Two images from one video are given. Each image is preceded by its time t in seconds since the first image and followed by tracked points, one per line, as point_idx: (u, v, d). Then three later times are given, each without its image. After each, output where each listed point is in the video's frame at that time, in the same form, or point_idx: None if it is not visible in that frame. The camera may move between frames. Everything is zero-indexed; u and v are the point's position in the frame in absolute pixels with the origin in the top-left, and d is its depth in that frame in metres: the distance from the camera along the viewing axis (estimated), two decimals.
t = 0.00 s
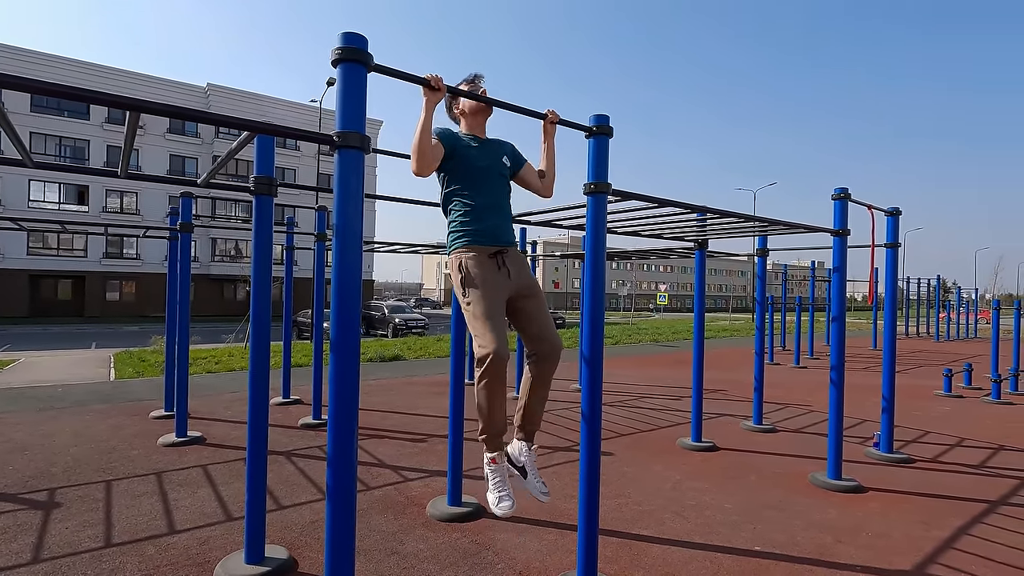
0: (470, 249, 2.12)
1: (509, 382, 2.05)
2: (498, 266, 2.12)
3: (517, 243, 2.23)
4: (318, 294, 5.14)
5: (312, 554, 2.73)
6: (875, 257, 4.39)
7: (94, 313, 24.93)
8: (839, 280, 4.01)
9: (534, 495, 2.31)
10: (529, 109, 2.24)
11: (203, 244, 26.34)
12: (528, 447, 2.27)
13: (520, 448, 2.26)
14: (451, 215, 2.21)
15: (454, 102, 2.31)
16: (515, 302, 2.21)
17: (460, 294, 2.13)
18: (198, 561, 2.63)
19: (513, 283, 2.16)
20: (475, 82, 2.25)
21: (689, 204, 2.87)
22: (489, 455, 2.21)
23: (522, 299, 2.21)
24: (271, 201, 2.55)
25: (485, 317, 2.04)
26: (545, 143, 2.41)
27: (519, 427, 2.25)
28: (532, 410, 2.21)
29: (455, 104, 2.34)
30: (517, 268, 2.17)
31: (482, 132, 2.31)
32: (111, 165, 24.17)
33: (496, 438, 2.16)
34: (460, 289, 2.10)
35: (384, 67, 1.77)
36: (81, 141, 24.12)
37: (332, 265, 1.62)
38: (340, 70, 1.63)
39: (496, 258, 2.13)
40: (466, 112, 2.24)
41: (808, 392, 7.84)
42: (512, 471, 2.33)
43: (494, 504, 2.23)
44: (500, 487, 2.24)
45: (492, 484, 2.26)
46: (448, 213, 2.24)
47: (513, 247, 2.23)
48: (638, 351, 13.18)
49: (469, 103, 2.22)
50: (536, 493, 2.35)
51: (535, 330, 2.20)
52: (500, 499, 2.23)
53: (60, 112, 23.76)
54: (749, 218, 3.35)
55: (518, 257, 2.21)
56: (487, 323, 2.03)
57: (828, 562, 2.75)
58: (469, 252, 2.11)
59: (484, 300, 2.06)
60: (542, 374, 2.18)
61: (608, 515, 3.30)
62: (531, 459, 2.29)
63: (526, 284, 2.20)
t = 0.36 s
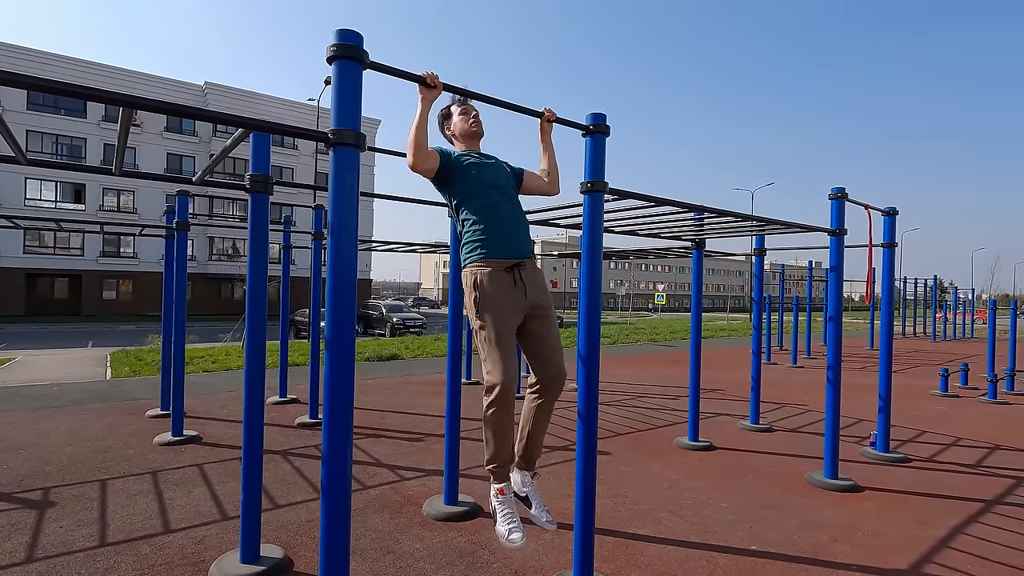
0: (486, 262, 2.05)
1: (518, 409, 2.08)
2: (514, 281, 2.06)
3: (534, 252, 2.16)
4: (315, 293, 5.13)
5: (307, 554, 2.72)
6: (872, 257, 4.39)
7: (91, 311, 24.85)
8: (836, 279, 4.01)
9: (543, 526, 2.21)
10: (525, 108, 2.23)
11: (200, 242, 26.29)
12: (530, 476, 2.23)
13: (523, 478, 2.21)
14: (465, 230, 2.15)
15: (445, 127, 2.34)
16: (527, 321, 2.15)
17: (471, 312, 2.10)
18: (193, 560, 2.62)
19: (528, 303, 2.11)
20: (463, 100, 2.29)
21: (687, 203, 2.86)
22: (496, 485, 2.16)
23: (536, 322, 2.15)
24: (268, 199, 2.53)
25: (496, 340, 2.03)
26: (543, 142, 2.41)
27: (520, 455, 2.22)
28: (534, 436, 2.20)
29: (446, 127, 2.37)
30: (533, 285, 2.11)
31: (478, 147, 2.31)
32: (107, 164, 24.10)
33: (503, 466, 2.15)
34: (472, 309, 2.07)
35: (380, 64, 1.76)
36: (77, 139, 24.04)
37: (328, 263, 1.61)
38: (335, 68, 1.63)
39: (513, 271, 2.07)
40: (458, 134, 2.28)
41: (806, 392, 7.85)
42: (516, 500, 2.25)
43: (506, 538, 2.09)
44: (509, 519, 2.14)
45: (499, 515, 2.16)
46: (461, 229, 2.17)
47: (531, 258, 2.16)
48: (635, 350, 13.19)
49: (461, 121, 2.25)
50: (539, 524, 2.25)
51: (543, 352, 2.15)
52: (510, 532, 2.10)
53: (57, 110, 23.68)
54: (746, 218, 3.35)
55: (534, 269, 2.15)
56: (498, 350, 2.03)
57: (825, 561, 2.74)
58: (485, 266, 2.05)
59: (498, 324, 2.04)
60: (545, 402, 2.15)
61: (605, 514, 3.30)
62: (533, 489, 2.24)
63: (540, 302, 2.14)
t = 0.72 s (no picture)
0: (492, 339, 2.00)
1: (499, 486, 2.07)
2: (520, 358, 2.02)
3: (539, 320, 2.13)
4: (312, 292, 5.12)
5: (303, 554, 2.71)
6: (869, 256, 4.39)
7: (88, 311, 24.77)
8: (833, 279, 4.01)
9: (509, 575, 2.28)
10: (522, 107, 2.23)
11: (197, 242, 26.23)
12: (507, 528, 2.29)
13: (501, 530, 2.27)
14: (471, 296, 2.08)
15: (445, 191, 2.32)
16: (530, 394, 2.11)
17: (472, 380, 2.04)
18: (189, 561, 2.61)
19: (532, 381, 2.08)
20: (465, 165, 2.27)
21: (685, 202, 2.85)
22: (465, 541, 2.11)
23: (538, 398, 2.11)
24: (264, 198, 2.53)
25: (494, 423, 1.99)
26: (539, 142, 2.40)
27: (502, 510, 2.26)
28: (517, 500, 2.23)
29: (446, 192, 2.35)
30: (538, 360, 2.08)
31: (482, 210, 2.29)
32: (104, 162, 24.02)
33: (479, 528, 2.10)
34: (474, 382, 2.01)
35: (376, 62, 1.76)
36: (74, 138, 23.96)
37: (323, 263, 1.60)
38: (330, 65, 1.62)
39: (520, 348, 2.02)
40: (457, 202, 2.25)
41: (803, 392, 7.86)
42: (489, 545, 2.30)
43: None
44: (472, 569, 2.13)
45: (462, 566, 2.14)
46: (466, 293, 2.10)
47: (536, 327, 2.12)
48: (633, 350, 13.20)
49: (461, 188, 2.23)
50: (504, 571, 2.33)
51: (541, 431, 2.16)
52: None
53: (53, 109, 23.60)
54: (743, 218, 3.35)
55: (541, 342, 2.12)
56: (493, 429, 2.00)
57: (821, 561, 2.74)
58: (490, 343, 2.00)
59: (497, 406, 1.99)
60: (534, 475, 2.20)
61: (602, 514, 3.29)
62: (508, 541, 2.29)
63: (545, 378, 2.11)
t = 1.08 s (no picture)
0: (472, 344, 1.99)
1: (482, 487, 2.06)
2: (500, 368, 2.00)
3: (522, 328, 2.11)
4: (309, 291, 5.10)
5: (300, 554, 2.71)
6: (866, 255, 4.39)
7: (85, 310, 24.73)
8: (831, 278, 4.01)
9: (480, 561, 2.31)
10: (519, 104, 2.22)
11: (194, 240, 26.19)
12: (483, 518, 2.32)
13: (475, 521, 2.30)
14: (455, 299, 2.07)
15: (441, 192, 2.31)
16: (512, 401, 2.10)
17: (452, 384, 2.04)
18: (185, 561, 2.60)
19: (513, 388, 2.07)
20: (462, 168, 2.24)
21: (683, 200, 2.85)
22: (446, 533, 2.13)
23: (519, 405, 2.10)
24: (260, 197, 2.51)
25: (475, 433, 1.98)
26: (537, 139, 2.39)
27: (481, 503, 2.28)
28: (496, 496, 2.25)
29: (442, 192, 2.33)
30: (519, 369, 2.07)
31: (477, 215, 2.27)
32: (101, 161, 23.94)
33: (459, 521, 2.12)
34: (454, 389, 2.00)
35: (373, 60, 1.75)
36: (70, 136, 23.87)
37: (319, 261, 1.59)
38: (326, 62, 1.61)
39: (500, 358, 2.00)
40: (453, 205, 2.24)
41: (800, 390, 7.86)
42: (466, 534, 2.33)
43: None
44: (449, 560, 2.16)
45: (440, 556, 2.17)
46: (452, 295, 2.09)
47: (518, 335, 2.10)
48: (631, 349, 13.20)
49: (457, 192, 2.23)
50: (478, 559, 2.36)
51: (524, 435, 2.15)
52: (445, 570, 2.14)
53: (49, 107, 23.51)
54: (742, 216, 3.34)
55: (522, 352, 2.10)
56: (475, 436, 1.99)
57: (820, 560, 2.74)
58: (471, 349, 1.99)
59: (478, 414, 1.98)
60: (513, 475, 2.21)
61: (600, 513, 3.29)
62: (484, 530, 2.33)
63: (526, 386, 2.10)
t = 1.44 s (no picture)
0: (447, 273, 2.08)
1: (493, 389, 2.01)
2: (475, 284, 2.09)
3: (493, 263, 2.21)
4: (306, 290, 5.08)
5: (296, 554, 2.70)
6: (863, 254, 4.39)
7: (81, 309, 24.64)
8: (828, 277, 4.01)
9: (498, 491, 2.36)
10: (516, 103, 2.21)
11: (191, 239, 26.12)
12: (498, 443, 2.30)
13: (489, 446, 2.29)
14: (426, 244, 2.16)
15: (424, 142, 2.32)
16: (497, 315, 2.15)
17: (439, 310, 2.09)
18: (180, 562, 2.59)
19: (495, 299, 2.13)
20: (448, 124, 2.26)
21: (680, 199, 2.83)
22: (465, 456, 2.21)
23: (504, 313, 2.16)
24: (255, 196, 2.49)
25: (468, 331, 1.99)
26: (533, 138, 2.39)
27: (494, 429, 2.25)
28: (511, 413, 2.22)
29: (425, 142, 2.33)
30: (494, 284, 2.15)
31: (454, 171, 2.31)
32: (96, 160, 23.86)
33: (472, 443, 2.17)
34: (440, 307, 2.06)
35: (368, 59, 1.74)
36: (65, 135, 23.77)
37: (315, 259, 1.58)
38: (322, 61, 1.60)
39: (473, 277, 2.10)
40: (433, 157, 2.28)
41: (797, 389, 7.88)
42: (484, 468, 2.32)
43: (472, 501, 2.22)
44: (475, 485, 2.24)
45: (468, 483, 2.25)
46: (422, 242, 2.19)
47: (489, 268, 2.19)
48: (628, 348, 13.22)
49: (439, 146, 2.24)
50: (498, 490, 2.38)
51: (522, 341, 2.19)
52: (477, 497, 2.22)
53: (45, 105, 23.42)
54: (739, 215, 3.33)
55: (496, 278, 2.18)
56: (471, 336, 1.98)
57: (817, 558, 2.74)
58: (447, 275, 2.08)
59: (465, 317, 2.01)
60: (529, 385, 2.17)
61: (597, 512, 3.28)
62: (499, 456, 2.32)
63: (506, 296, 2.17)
